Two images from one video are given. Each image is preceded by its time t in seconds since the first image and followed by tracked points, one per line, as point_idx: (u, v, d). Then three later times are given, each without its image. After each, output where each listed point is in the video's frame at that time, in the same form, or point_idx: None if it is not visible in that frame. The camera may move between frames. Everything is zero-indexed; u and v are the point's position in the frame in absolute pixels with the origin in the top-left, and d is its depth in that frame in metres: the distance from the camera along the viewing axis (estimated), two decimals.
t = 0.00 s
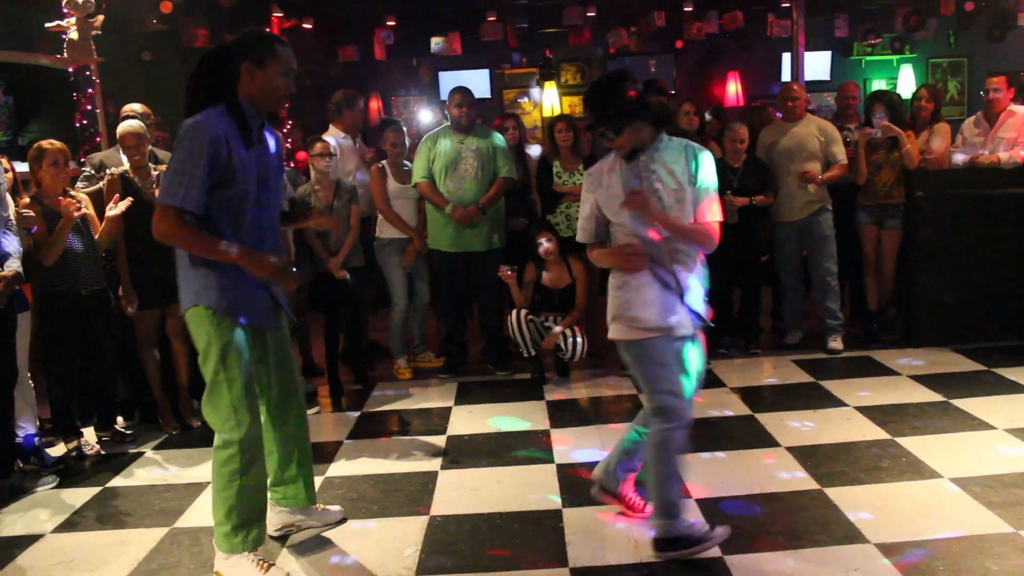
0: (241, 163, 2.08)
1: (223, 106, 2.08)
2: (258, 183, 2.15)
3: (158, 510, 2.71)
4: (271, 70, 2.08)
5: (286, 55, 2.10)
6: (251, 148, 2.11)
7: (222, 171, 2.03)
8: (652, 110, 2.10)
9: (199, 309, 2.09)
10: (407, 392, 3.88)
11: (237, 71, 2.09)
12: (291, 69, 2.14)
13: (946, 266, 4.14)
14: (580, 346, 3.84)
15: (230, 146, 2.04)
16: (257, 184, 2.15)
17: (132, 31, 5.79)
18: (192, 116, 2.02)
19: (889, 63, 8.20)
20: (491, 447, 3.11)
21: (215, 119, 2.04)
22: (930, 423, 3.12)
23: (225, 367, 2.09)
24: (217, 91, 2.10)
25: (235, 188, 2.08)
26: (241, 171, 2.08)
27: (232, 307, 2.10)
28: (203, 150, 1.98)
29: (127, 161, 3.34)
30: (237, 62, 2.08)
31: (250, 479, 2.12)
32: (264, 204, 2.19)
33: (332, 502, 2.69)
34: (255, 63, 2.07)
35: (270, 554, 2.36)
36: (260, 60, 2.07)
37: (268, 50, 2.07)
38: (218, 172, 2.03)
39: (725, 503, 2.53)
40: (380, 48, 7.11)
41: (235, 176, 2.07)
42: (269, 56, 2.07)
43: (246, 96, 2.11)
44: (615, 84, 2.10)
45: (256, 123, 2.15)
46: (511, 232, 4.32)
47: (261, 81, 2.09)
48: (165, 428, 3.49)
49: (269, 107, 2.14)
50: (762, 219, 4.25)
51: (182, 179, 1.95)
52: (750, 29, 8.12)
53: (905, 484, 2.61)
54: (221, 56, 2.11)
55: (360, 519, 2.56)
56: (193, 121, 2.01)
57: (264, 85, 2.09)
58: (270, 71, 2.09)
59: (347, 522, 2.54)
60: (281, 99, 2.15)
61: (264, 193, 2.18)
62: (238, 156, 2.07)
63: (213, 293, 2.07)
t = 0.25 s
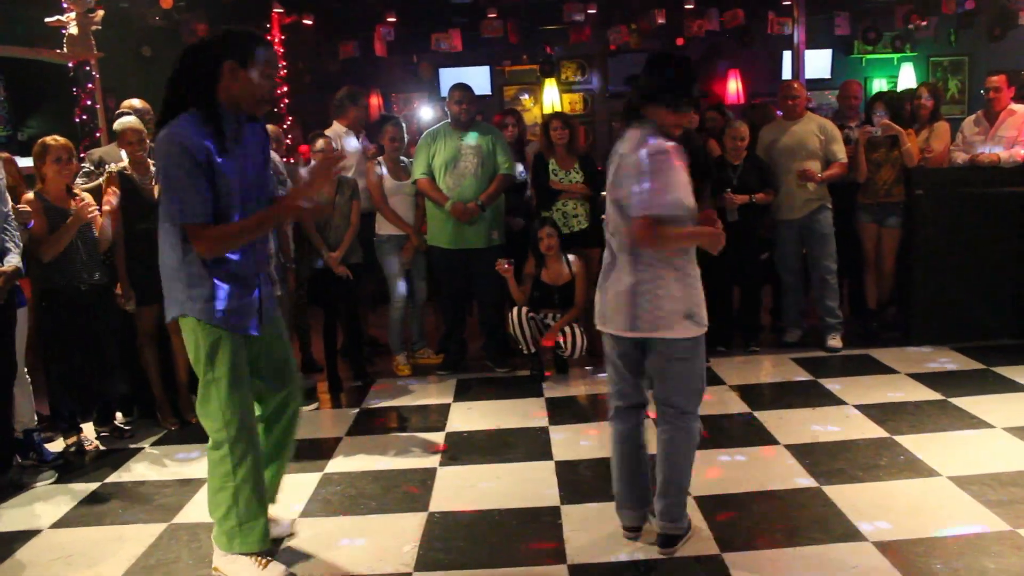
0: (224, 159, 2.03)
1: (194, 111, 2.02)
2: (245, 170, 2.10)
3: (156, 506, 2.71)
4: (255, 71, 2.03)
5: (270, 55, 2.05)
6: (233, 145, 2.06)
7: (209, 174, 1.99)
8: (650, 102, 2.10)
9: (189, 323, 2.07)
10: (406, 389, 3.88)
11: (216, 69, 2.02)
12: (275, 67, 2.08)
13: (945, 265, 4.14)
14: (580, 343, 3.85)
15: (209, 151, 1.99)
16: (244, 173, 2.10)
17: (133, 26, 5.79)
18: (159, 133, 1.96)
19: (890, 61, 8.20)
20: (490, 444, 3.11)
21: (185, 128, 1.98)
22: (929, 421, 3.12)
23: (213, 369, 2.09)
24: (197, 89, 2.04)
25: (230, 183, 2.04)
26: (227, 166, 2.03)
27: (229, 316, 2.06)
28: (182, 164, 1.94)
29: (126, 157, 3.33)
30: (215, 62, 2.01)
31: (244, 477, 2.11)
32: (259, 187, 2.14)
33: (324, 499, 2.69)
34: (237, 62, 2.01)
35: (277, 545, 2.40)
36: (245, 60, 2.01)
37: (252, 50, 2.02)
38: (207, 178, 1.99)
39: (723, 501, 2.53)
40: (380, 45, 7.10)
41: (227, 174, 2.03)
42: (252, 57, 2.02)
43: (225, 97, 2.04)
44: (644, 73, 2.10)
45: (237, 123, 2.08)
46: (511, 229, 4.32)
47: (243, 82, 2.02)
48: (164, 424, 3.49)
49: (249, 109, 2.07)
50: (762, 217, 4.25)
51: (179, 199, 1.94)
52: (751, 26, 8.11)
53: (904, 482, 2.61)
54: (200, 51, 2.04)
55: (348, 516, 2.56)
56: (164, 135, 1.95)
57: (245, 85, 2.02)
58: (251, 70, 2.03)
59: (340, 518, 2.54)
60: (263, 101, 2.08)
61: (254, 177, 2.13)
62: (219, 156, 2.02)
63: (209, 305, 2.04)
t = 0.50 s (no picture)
0: (217, 165, 2.03)
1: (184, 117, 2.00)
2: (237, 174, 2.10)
3: (149, 504, 2.71)
4: (244, 73, 1.99)
5: (260, 56, 2.01)
6: (224, 150, 2.05)
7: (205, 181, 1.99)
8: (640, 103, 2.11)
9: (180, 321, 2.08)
10: (400, 387, 3.88)
11: (204, 71, 1.99)
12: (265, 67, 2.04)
13: (939, 266, 4.15)
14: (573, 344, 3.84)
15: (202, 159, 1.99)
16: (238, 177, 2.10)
17: (128, 23, 5.77)
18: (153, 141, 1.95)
19: (885, 62, 8.22)
20: (485, 442, 3.12)
21: (179, 135, 1.97)
22: (922, 422, 3.13)
23: (205, 368, 2.09)
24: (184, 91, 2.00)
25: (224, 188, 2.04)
26: (221, 171, 2.04)
27: (224, 320, 2.06)
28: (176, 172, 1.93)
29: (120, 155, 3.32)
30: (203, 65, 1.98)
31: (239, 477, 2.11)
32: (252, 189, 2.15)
33: (315, 497, 2.69)
34: (225, 65, 1.97)
35: (269, 546, 2.37)
36: (235, 64, 1.97)
37: (240, 52, 1.98)
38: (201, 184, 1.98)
39: (717, 501, 2.53)
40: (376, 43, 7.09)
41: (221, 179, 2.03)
42: (242, 59, 1.98)
43: (213, 100, 2.01)
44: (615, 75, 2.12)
45: (228, 126, 2.06)
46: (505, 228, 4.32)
47: (232, 85, 1.99)
48: (158, 422, 3.48)
49: (238, 113, 2.03)
50: (757, 217, 4.25)
51: (175, 207, 1.93)
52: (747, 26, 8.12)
53: (897, 482, 2.62)
54: (189, 51, 2.01)
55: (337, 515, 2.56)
56: (158, 143, 1.94)
57: (234, 88, 1.99)
58: (239, 72, 1.98)
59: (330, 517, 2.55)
60: (252, 104, 2.03)
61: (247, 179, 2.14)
62: (212, 162, 2.01)
63: (203, 312, 2.04)
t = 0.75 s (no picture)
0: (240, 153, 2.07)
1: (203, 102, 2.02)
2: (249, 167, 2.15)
3: (147, 499, 2.70)
4: (256, 71, 2.03)
5: (270, 55, 2.05)
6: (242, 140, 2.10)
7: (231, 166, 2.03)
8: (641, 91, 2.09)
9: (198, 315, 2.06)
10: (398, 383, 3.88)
11: (218, 68, 2.03)
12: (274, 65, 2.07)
13: (937, 263, 4.15)
14: (572, 338, 3.83)
15: (230, 145, 2.03)
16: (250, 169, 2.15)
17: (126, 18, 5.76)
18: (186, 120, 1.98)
19: (884, 60, 8.21)
20: (483, 439, 3.11)
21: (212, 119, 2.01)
22: (920, 419, 3.13)
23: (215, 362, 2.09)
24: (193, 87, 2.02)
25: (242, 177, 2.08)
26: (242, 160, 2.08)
27: (235, 310, 2.08)
28: (210, 154, 1.96)
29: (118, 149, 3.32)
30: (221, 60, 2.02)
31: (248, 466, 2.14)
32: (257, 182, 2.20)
33: (311, 492, 2.69)
34: (238, 62, 2.02)
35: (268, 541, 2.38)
36: (249, 61, 2.02)
37: (254, 50, 2.02)
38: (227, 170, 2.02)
39: (715, 497, 2.53)
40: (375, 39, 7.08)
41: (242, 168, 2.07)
42: (254, 56, 2.02)
43: (224, 96, 2.05)
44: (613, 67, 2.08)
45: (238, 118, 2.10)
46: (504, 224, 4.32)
47: (245, 82, 2.03)
48: (156, 417, 3.48)
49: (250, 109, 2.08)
50: (756, 214, 4.25)
51: (204, 188, 1.96)
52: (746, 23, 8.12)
53: (895, 479, 2.62)
54: (201, 49, 2.04)
55: (331, 510, 2.56)
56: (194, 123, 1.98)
57: (246, 85, 2.03)
58: (251, 71, 2.03)
59: (324, 511, 2.56)
60: (258, 99, 2.07)
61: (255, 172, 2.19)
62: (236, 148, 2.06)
63: (217, 301, 2.05)
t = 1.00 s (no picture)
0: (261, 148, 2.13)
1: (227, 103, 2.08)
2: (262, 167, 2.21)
3: (147, 497, 2.70)
4: (273, 78, 2.11)
5: (285, 62, 2.12)
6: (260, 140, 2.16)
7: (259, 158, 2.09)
8: (638, 81, 2.13)
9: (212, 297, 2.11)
10: (397, 381, 3.87)
11: (238, 73, 2.10)
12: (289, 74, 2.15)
13: (937, 261, 4.16)
14: (572, 335, 3.86)
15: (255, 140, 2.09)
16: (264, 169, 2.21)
17: (125, 15, 5.75)
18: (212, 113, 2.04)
19: (883, 58, 8.21)
20: (483, 436, 3.11)
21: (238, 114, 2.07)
22: (919, 417, 3.13)
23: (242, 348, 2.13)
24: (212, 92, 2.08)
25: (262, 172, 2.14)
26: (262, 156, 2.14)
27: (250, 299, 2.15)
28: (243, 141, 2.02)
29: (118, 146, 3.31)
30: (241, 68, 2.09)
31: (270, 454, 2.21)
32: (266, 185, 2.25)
33: (310, 490, 2.69)
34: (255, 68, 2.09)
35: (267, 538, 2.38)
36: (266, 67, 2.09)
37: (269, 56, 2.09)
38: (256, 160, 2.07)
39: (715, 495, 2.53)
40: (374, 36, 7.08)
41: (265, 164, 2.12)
42: (269, 63, 2.10)
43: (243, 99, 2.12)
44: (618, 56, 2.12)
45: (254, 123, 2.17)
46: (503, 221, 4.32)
47: (262, 87, 2.11)
48: (155, 414, 3.48)
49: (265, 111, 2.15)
50: (755, 211, 4.26)
51: (242, 169, 1.99)
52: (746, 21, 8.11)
53: (895, 476, 2.63)
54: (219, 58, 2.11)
55: (329, 508, 2.56)
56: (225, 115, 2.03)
57: (264, 91, 2.11)
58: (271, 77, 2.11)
59: (323, 509, 2.56)
60: (276, 103, 2.15)
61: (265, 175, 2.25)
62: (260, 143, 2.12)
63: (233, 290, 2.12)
